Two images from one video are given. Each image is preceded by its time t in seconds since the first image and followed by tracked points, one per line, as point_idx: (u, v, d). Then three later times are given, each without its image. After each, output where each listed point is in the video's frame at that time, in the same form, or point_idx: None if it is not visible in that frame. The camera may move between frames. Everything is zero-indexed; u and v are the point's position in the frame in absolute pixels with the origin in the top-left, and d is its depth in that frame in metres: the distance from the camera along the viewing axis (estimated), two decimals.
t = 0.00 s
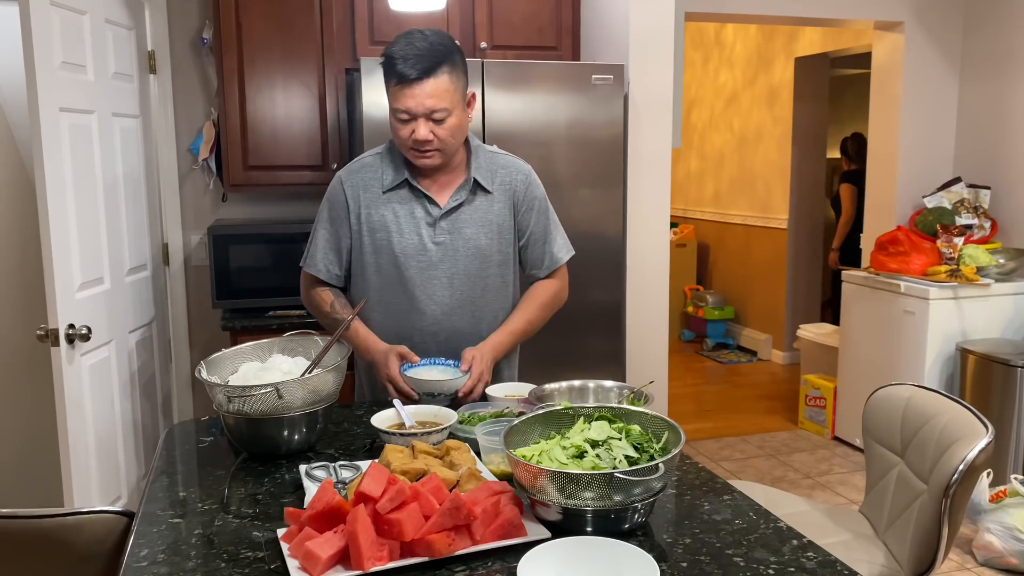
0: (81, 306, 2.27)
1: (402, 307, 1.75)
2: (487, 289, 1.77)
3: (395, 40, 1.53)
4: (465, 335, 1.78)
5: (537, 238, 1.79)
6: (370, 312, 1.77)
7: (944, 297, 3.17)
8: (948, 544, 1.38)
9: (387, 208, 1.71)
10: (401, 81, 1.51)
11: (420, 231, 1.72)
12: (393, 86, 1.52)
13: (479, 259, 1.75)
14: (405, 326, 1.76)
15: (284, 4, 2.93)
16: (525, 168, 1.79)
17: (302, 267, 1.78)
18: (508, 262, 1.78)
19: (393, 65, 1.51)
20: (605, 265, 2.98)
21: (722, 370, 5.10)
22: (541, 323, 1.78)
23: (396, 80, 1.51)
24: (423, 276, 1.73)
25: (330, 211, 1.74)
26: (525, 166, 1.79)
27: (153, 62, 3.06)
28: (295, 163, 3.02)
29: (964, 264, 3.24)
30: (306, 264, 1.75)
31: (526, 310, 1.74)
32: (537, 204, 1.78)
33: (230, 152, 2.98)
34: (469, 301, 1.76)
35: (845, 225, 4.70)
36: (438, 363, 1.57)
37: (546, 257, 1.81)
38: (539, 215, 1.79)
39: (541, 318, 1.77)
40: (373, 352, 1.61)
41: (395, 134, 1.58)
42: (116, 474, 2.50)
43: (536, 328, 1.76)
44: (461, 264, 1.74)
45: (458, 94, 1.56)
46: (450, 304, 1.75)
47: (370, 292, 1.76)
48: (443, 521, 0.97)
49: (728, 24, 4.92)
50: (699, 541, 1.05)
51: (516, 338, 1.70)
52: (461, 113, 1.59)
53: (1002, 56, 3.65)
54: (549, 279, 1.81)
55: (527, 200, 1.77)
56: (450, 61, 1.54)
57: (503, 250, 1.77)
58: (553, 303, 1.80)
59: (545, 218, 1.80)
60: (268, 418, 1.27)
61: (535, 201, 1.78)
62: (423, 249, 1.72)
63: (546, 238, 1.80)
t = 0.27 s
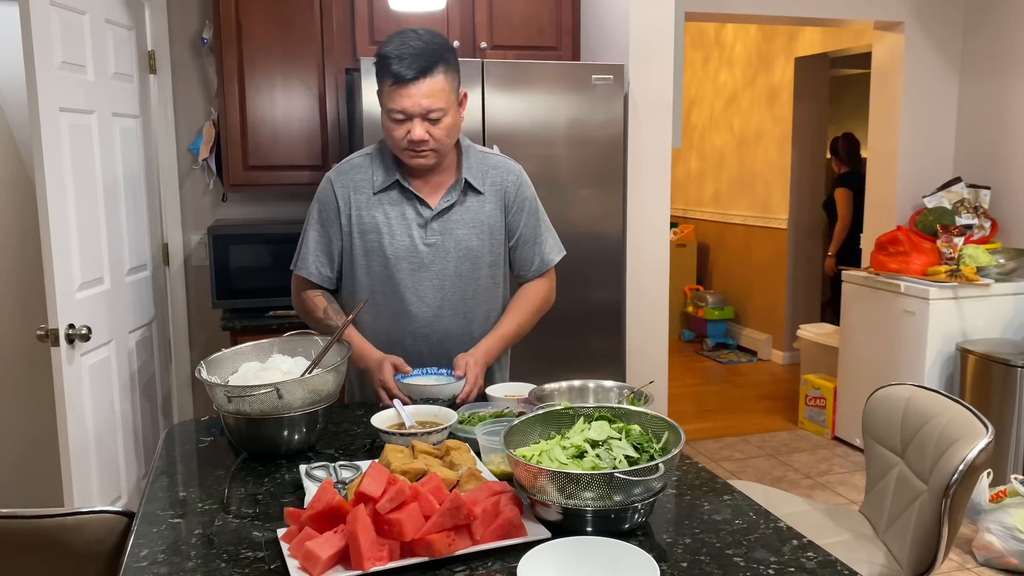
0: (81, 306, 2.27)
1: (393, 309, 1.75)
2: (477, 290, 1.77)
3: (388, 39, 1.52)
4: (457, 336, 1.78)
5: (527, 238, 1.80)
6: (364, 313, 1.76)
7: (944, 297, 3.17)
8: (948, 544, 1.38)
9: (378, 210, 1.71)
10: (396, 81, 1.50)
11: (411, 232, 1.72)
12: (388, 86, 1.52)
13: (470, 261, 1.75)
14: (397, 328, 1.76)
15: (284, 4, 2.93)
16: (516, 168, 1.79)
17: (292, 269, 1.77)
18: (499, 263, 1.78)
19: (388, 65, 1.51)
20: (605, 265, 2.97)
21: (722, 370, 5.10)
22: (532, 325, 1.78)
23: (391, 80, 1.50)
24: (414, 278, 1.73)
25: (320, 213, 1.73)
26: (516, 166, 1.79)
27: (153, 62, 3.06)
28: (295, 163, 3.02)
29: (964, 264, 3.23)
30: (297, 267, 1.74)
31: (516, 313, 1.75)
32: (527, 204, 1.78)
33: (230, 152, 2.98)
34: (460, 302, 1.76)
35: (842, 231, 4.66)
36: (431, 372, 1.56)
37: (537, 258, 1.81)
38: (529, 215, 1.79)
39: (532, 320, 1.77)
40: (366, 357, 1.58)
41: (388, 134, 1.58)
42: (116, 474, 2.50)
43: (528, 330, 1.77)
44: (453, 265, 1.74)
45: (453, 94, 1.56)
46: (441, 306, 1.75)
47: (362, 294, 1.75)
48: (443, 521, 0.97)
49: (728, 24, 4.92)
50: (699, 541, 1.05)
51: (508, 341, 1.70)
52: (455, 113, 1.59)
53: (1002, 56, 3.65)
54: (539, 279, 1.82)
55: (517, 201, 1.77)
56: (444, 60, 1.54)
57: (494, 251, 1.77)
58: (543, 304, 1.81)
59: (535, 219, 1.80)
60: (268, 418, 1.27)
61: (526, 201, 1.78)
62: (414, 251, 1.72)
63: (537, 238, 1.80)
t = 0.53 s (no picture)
0: (81, 306, 2.27)
1: (388, 312, 1.74)
2: (472, 292, 1.77)
3: (385, 39, 1.52)
4: (452, 338, 1.78)
5: (521, 239, 1.80)
6: (358, 316, 1.76)
7: (944, 297, 3.17)
8: (948, 544, 1.38)
9: (373, 212, 1.70)
10: (394, 81, 1.50)
11: (406, 234, 1.71)
12: (386, 86, 1.51)
13: (465, 262, 1.75)
14: (391, 330, 1.75)
15: (284, 4, 2.93)
16: (509, 169, 1.79)
17: (285, 273, 1.76)
18: (494, 265, 1.79)
19: (385, 65, 1.50)
20: (605, 265, 2.97)
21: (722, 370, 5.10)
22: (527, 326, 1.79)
23: (389, 80, 1.50)
24: (409, 280, 1.73)
25: (313, 215, 1.72)
26: (509, 167, 1.79)
27: (153, 62, 3.06)
28: (295, 163, 3.02)
29: (964, 264, 3.23)
30: (290, 270, 1.73)
31: (510, 315, 1.76)
32: (521, 205, 1.79)
33: (230, 152, 2.98)
34: (455, 304, 1.76)
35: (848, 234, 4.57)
36: (429, 377, 1.56)
37: (531, 259, 1.82)
38: (523, 217, 1.80)
39: (526, 322, 1.78)
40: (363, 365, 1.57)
41: (385, 135, 1.57)
42: (116, 474, 2.50)
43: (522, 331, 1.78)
44: (447, 267, 1.74)
45: (451, 94, 1.56)
46: (436, 308, 1.75)
47: (356, 297, 1.75)
48: (443, 521, 0.97)
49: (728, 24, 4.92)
50: (699, 541, 1.05)
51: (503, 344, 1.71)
52: (453, 113, 1.59)
53: (1002, 56, 3.65)
54: (532, 280, 1.83)
55: (511, 202, 1.78)
56: (442, 60, 1.53)
57: (489, 252, 1.77)
58: (537, 306, 1.82)
59: (529, 220, 1.81)
60: (268, 418, 1.27)
61: (519, 202, 1.79)
62: (408, 254, 1.72)
63: (531, 239, 1.81)
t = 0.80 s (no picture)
0: (81, 306, 2.27)
1: (386, 312, 1.74)
2: (471, 292, 1.77)
3: (385, 38, 1.51)
4: (450, 338, 1.78)
5: (520, 239, 1.80)
6: (356, 316, 1.75)
7: (944, 297, 3.17)
8: (948, 544, 1.38)
9: (371, 212, 1.70)
10: (395, 80, 1.50)
11: (405, 234, 1.71)
12: (387, 85, 1.51)
13: (463, 262, 1.75)
14: (390, 330, 1.75)
15: (284, 4, 2.93)
16: (508, 168, 1.79)
17: (282, 273, 1.75)
18: (492, 265, 1.79)
19: (386, 64, 1.50)
20: (605, 265, 2.97)
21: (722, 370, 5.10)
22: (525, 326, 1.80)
23: (390, 79, 1.50)
24: (408, 280, 1.72)
25: (311, 215, 1.71)
26: (508, 166, 1.79)
27: (153, 62, 3.06)
28: (294, 163, 3.02)
29: (964, 264, 3.23)
30: (287, 271, 1.72)
31: (509, 316, 1.76)
32: (519, 205, 1.79)
33: (230, 152, 2.98)
34: (453, 305, 1.76)
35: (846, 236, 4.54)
36: (428, 378, 1.56)
37: (529, 258, 1.82)
38: (521, 217, 1.80)
39: (525, 322, 1.79)
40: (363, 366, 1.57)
41: (385, 134, 1.57)
42: (116, 474, 2.50)
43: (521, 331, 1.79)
44: (446, 267, 1.74)
45: (451, 94, 1.56)
46: (434, 308, 1.75)
47: (354, 298, 1.75)
48: (443, 521, 0.97)
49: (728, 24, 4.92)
50: (698, 541, 1.05)
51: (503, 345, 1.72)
52: (453, 112, 1.59)
53: (1002, 56, 3.65)
54: (531, 280, 1.84)
55: (509, 202, 1.78)
56: (443, 60, 1.53)
57: (487, 252, 1.77)
58: (535, 307, 1.83)
59: (528, 220, 1.81)
60: (268, 418, 1.27)
61: (518, 202, 1.79)
62: (407, 254, 1.72)
63: (529, 239, 1.81)
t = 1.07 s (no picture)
0: (81, 306, 2.27)
1: (388, 311, 1.74)
2: (474, 291, 1.77)
3: (389, 36, 1.52)
4: (453, 337, 1.78)
5: (523, 239, 1.80)
6: (357, 315, 1.75)
7: (944, 297, 3.17)
8: (948, 544, 1.38)
9: (374, 211, 1.70)
10: (398, 79, 1.50)
11: (407, 233, 1.71)
12: (390, 83, 1.51)
13: (466, 262, 1.75)
14: (392, 329, 1.75)
15: (284, 4, 2.93)
16: (511, 168, 1.79)
17: (285, 271, 1.76)
18: (496, 265, 1.79)
19: (389, 62, 1.50)
20: (605, 265, 2.97)
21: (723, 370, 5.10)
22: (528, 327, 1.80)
23: (393, 77, 1.50)
24: (410, 279, 1.72)
25: (314, 214, 1.72)
26: (511, 166, 1.79)
27: (153, 62, 3.06)
28: (295, 163, 3.02)
29: (964, 264, 3.23)
30: (291, 269, 1.72)
31: (512, 316, 1.76)
32: (523, 204, 1.79)
33: (230, 152, 2.98)
34: (456, 304, 1.76)
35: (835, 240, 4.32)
36: (429, 378, 1.57)
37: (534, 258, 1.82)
38: (525, 217, 1.80)
39: (528, 322, 1.79)
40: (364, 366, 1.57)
41: (388, 132, 1.57)
42: (116, 474, 2.50)
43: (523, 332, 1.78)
44: (449, 267, 1.74)
45: (454, 93, 1.56)
46: (437, 308, 1.75)
47: (357, 296, 1.75)
48: (443, 521, 0.97)
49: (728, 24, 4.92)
50: (699, 541, 1.05)
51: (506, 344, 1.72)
52: (456, 112, 1.59)
53: (1002, 56, 3.65)
54: (535, 280, 1.84)
55: (513, 201, 1.78)
56: (446, 59, 1.54)
57: (491, 252, 1.77)
58: (538, 307, 1.83)
59: (532, 219, 1.81)
60: (268, 418, 1.27)
61: (522, 201, 1.78)
62: (410, 253, 1.71)
63: (533, 239, 1.81)
